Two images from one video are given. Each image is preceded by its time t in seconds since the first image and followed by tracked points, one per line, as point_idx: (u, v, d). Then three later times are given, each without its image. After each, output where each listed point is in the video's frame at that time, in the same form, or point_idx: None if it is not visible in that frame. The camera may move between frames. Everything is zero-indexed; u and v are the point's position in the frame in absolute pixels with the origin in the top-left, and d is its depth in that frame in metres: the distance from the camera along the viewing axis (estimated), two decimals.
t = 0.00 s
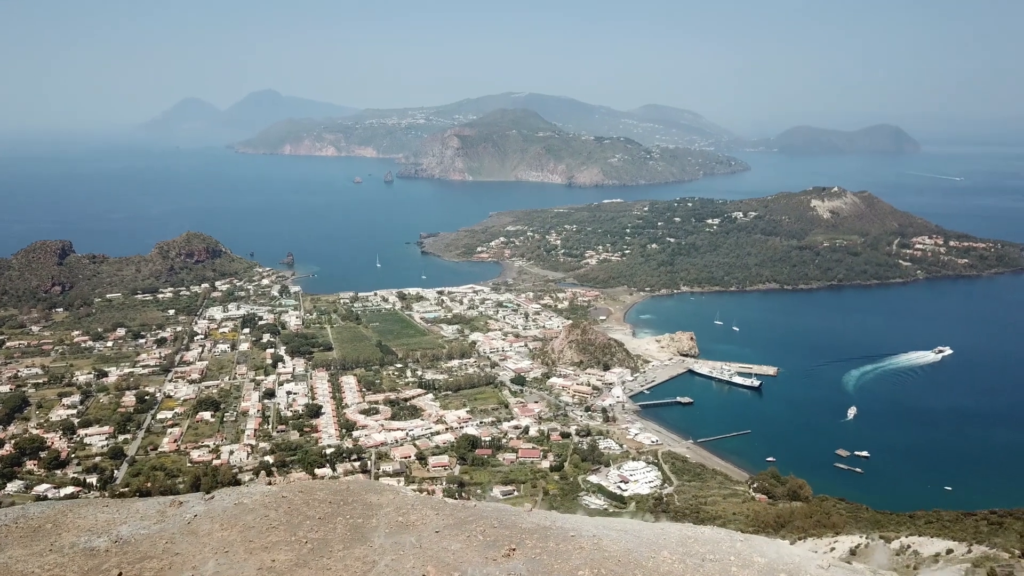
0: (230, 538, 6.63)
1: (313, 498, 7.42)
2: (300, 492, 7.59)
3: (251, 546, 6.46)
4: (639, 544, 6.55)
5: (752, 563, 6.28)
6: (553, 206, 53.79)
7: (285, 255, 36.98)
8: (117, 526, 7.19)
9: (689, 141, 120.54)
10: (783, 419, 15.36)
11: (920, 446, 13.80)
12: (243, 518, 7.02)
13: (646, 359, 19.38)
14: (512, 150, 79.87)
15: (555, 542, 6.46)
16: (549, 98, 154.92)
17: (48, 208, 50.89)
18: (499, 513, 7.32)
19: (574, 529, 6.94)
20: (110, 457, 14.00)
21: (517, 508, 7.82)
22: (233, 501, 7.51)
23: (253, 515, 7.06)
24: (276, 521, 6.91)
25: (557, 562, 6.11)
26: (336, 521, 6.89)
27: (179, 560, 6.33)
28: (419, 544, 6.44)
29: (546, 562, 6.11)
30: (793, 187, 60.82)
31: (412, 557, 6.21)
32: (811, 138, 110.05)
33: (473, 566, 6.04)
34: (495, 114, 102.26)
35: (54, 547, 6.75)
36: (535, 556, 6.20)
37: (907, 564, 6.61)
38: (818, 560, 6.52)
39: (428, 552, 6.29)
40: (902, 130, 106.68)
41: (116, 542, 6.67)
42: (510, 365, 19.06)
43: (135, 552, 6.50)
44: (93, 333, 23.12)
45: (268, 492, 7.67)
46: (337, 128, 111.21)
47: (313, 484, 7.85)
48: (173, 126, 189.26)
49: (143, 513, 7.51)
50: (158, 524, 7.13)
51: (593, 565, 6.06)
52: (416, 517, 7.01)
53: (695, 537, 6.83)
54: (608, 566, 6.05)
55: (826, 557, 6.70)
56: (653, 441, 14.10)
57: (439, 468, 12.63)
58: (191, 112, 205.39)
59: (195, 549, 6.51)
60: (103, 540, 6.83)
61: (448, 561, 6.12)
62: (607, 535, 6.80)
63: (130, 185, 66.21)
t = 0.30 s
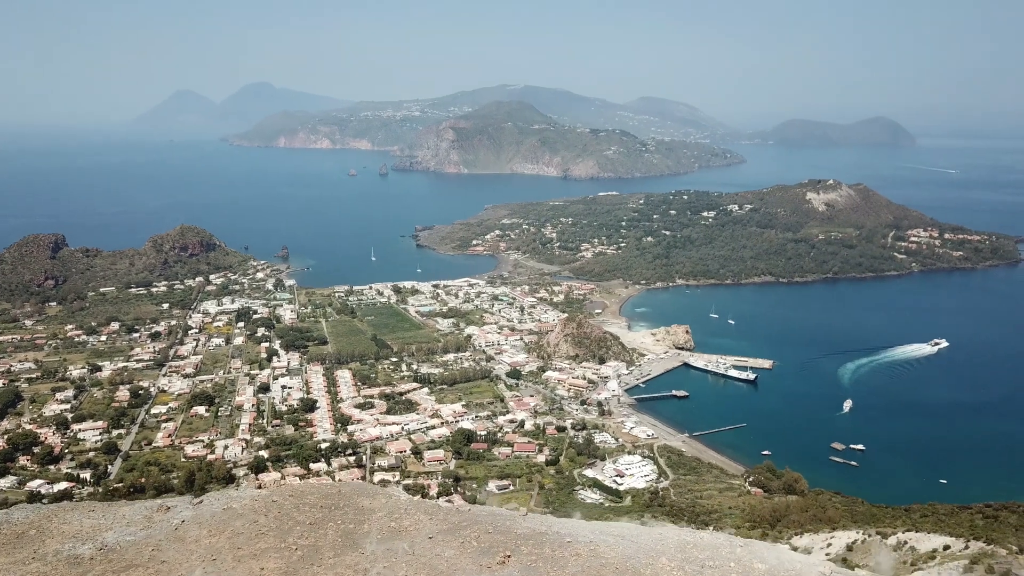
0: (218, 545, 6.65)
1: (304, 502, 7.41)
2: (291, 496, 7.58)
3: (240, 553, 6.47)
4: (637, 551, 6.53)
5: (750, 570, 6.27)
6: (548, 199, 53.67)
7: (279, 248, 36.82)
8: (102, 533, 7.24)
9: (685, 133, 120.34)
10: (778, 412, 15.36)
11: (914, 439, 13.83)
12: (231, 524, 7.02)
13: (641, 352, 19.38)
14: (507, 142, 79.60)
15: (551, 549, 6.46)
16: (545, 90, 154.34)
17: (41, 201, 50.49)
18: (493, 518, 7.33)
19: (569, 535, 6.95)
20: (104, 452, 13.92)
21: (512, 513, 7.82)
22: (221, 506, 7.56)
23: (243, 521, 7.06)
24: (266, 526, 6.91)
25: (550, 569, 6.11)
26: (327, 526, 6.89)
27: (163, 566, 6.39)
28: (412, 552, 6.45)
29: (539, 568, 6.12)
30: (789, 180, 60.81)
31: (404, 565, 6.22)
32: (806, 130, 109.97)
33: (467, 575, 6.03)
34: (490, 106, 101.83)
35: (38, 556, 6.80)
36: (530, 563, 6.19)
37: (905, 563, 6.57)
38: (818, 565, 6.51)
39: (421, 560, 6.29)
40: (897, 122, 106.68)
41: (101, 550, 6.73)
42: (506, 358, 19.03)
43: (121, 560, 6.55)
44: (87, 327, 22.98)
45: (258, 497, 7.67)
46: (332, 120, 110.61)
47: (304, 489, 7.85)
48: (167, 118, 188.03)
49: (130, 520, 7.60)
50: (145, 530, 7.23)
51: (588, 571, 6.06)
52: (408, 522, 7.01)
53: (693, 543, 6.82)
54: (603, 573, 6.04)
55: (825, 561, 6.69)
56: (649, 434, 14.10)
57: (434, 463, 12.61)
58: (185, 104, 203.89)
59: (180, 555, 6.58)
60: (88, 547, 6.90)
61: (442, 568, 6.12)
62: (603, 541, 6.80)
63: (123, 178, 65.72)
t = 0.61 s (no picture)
0: (205, 553, 6.59)
1: (293, 507, 7.35)
2: (279, 500, 7.52)
3: (228, 562, 6.42)
4: (633, 558, 6.46)
5: None
6: (543, 192, 53.54)
7: (273, 242, 36.61)
8: (86, 540, 7.21)
9: (680, 126, 120.27)
10: (773, 406, 15.37)
11: (909, 433, 13.86)
12: (218, 532, 6.97)
13: (636, 346, 19.36)
14: (502, 136, 79.36)
15: (545, 556, 6.40)
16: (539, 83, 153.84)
17: (32, 195, 50.08)
18: (487, 523, 7.26)
19: (565, 541, 6.88)
20: (96, 448, 13.83)
21: (506, 517, 7.77)
22: (208, 512, 7.50)
23: (231, 527, 7.01)
24: (255, 533, 6.85)
25: None
26: (317, 532, 6.82)
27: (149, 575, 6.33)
28: (404, 559, 6.40)
29: None
30: (783, 173, 60.83)
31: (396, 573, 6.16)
32: (801, 124, 109.97)
33: None
34: (485, 99, 101.45)
35: (19, 565, 6.74)
36: (523, 571, 6.13)
37: (902, 560, 6.50)
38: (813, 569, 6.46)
39: (413, 568, 6.22)
40: (892, 115, 106.74)
41: (84, 559, 6.66)
42: (501, 353, 18.98)
43: (104, 567, 6.52)
44: (80, 322, 22.82)
45: (246, 503, 7.62)
46: (326, 113, 110.03)
47: (294, 492, 7.79)
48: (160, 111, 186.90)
49: (115, 526, 7.50)
50: (130, 538, 7.15)
51: None
52: (400, 528, 6.94)
53: (691, 548, 6.71)
54: None
55: (822, 563, 6.64)
56: (644, 429, 14.10)
57: (429, 458, 12.57)
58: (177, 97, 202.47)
59: (166, 564, 6.51)
60: (72, 555, 6.83)
61: None
62: (600, 547, 6.74)
63: (116, 172, 65.27)
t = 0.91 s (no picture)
0: (191, 563, 6.53)
1: (281, 513, 7.31)
2: (266, 508, 7.48)
3: (214, 572, 6.36)
4: (628, 566, 6.38)
5: None
6: (537, 186, 53.41)
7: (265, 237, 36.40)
8: (69, 549, 7.16)
9: (673, 119, 120.16)
10: (767, 400, 15.39)
11: (902, 426, 13.89)
12: (204, 540, 6.93)
13: (630, 340, 19.35)
14: (495, 129, 79.10)
15: (540, 565, 6.37)
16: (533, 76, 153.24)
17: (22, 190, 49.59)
18: (480, 530, 7.21)
19: (560, 548, 6.82)
20: (88, 445, 13.73)
21: (499, 522, 7.74)
22: (195, 519, 7.46)
23: (217, 535, 6.96)
24: (242, 542, 6.80)
25: None
26: (307, 540, 6.77)
27: None
28: (395, 567, 6.36)
29: None
30: (777, 166, 60.86)
31: None
32: (794, 117, 110.01)
33: None
34: (478, 92, 101.04)
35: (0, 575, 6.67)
36: None
37: (898, 557, 6.50)
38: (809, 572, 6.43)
39: None
40: (885, 108, 106.87)
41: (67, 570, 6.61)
42: (495, 348, 18.93)
43: None
44: (71, 317, 22.63)
45: (235, 509, 7.57)
46: (318, 107, 109.39)
47: (282, 498, 7.76)
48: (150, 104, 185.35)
49: (99, 534, 7.45)
50: (114, 547, 7.10)
51: None
52: (392, 536, 6.90)
53: (689, 556, 6.62)
54: None
55: (819, 562, 6.65)
56: (638, 423, 14.09)
57: (422, 453, 12.55)
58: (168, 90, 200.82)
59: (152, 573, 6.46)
60: (55, 566, 6.77)
61: None
62: (595, 555, 6.67)
63: (106, 166, 64.71)
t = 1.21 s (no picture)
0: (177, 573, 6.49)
1: (270, 519, 7.25)
2: (254, 514, 7.42)
3: None
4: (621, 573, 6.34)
5: None
6: (530, 179, 53.28)
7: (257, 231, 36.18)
8: (50, 559, 7.13)
9: (666, 113, 120.03)
10: (761, 394, 15.41)
11: (895, 420, 13.93)
12: (189, 549, 6.89)
13: (624, 334, 19.34)
14: (488, 122, 78.80)
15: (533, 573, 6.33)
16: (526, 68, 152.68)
17: (11, 184, 49.07)
18: (473, 536, 7.17)
19: (555, 555, 6.76)
20: (80, 441, 13.61)
21: (493, 528, 7.71)
22: (180, 527, 7.41)
23: (203, 544, 6.93)
24: (228, 551, 6.76)
25: None
26: (295, 550, 6.73)
27: None
28: None
29: None
30: (770, 159, 60.91)
31: None
32: (787, 110, 110.01)
33: None
34: (471, 84, 100.51)
35: None
36: None
37: (893, 553, 6.51)
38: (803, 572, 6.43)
39: None
40: (878, 102, 106.98)
41: None
42: (489, 342, 18.88)
43: None
44: (62, 312, 22.44)
45: (222, 516, 7.51)
46: (310, 100, 108.73)
47: (271, 503, 7.71)
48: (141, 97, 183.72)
49: (81, 544, 7.41)
50: (95, 557, 7.07)
51: None
52: (382, 543, 6.88)
53: (684, 562, 6.59)
54: None
55: (814, 558, 6.67)
56: (632, 417, 14.10)
57: (416, 448, 12.52)
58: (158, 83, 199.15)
59: None
60: None
61: None
62: (590, 562, 6.61)
63: (96, 159, 64.12)
